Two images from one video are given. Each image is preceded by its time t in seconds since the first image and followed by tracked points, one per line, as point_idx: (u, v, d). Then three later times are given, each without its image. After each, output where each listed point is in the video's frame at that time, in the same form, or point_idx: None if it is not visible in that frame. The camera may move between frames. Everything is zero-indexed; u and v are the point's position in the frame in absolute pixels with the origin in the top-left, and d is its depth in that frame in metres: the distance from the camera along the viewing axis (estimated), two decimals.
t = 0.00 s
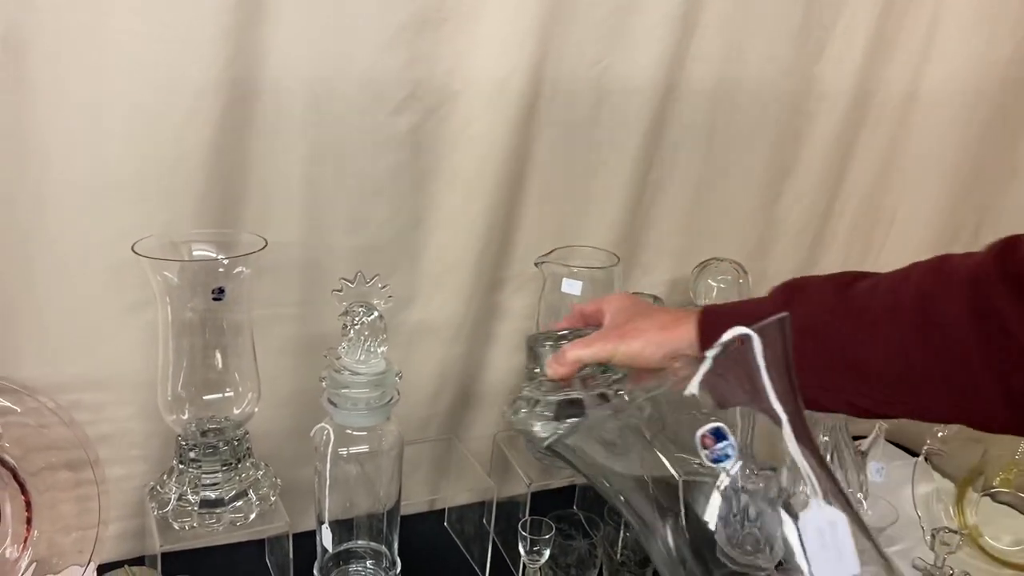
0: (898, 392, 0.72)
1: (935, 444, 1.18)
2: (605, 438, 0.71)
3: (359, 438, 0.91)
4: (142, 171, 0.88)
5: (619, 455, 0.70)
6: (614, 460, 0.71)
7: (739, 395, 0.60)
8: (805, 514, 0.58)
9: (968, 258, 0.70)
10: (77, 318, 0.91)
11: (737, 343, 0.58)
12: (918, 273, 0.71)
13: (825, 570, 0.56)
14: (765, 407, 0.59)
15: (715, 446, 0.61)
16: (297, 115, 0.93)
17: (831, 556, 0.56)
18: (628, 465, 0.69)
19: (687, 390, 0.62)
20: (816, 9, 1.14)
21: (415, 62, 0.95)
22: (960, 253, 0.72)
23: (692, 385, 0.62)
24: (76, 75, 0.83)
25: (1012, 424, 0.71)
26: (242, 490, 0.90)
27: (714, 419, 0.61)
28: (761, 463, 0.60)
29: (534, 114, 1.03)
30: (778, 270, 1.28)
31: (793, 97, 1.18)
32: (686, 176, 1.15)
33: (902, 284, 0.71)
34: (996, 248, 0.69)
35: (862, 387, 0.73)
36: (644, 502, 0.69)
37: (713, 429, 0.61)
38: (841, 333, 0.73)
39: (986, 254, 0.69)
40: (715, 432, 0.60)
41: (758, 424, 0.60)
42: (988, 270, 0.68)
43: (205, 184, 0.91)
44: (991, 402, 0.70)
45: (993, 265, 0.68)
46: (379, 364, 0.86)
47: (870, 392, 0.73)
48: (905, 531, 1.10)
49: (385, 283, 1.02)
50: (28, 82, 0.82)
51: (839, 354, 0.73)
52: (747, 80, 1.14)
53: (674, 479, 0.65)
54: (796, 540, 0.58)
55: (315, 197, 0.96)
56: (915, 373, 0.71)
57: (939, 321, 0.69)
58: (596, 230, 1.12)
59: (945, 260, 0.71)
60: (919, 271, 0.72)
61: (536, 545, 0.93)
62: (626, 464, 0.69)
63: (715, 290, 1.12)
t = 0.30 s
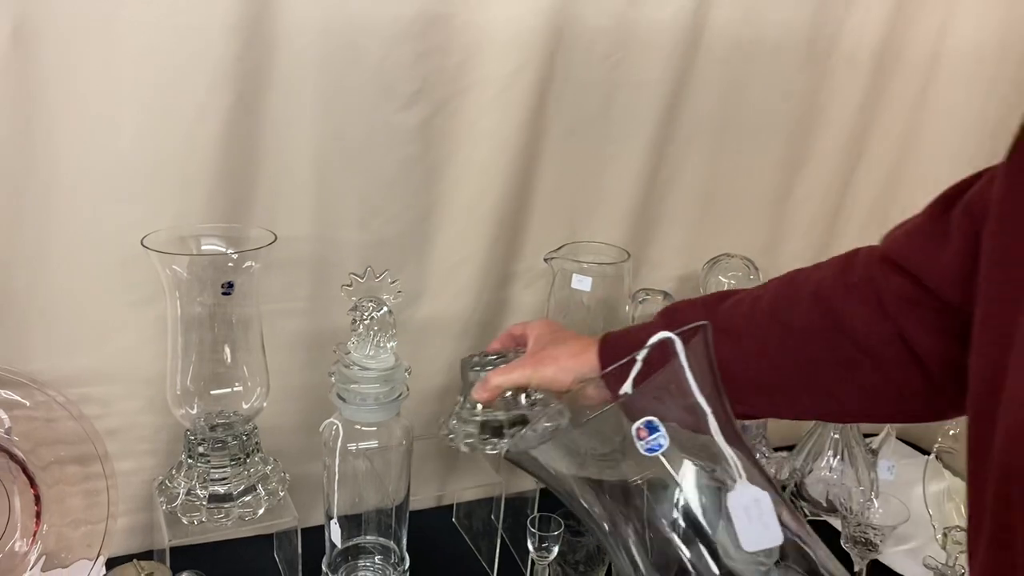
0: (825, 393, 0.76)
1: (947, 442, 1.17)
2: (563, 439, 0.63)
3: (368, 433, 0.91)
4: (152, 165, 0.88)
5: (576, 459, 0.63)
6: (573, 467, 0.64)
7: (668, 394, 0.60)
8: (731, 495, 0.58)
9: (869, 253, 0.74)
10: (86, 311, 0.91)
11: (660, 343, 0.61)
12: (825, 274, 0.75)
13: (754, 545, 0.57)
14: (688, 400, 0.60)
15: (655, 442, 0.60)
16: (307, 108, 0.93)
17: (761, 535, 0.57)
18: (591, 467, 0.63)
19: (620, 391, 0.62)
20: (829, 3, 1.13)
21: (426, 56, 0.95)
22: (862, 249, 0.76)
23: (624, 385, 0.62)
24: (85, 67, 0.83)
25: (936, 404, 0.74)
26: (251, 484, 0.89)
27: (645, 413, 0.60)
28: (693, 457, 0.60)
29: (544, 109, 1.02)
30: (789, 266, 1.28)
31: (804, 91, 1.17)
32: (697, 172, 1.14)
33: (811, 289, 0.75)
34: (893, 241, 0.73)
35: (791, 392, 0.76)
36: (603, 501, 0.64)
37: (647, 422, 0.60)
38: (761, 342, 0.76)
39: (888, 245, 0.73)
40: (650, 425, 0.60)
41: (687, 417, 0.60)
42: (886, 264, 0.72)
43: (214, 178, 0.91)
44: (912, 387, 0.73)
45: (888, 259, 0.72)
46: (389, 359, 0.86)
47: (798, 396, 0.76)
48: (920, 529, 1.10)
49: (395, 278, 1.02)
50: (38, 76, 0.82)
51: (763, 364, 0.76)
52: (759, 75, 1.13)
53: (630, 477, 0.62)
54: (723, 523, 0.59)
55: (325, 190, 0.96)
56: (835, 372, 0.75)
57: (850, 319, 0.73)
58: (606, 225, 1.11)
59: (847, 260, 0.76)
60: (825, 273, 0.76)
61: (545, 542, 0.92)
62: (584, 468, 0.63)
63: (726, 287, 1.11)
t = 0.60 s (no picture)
0: (757, 395, 0.81)
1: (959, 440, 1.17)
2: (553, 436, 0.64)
3: (377, 428, 0.91)
4: (161, 159, 0.88)
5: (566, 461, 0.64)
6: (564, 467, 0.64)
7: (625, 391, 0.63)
8: (684, 476, 0.61)
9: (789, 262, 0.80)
10: (96, 305, 0.91)
11: (616, 344, 0.64)
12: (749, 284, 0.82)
13: (706, 523, 0.59)
14: (643, 392, 0.62)
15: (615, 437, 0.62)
16: (316, 102, 0.92)
17: (712, 514, 0.59)
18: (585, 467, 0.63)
19: (584, 386, 0.64)
20: None
21: (436, 49, 0.94)
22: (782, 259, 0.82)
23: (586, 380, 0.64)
24: (95, 60, 0.83)
25: (860, 398, 0.80)
26: (260, 478, 0.88)
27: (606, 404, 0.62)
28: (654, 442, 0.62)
29: (554, 103, 1.02)
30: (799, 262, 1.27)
31: (816, 86, 1.16)
32: (706, 166, 1.14)
33: (736, 299, 0.82)
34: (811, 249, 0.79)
35: (726, 395, 0.82)
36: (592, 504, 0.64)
37: (607, 414, 0.62)
38: (698, 350, 0.82)
39: (807, 253, 0.79)
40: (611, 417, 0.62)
41: (642, 411, 0.62)
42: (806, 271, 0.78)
43: (223, 173, 0.91)
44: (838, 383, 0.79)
45: (808, 266, 0.78)
46: (398, 354, 0.86)
47: (732, 399, 0.82)
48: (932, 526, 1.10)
49: (404, 272, 1.02)
50: (49, 70, 0.82)
51: (698, 371, 0.82)
52: (770, 69, 1.12)
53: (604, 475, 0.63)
54: (677, 504, 0.61)
55: (335, 184, 0.96)
56: (764, 375, 0.80)
57: (775, 323, 0.79)
58: (615, 220, 1.11)
59: (768, 269, 0.82)
60: (749, 284, 0.82)
61: (554, 537, 0.92)
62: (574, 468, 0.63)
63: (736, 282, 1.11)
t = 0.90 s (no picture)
0: (744, 396, 0.81)
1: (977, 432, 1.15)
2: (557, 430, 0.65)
3: (390, 417, 0.91)
4: (174, 146, 0.88)
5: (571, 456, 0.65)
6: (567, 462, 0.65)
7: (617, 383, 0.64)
8: (675, 463, 0.62)
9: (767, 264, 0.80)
10: (110, 292, 0.91)
11: (608, 338, 0.64)
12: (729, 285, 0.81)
13: (698, 505, 0.61)
14: (637, 386, 0.64)
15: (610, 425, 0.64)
16: (330, 89, 0.92)
17: (706, 498, 0.61)
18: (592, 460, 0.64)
19: (578, 377, 0.65)
20: None
21: (451, 36, 0.94)
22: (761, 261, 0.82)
23: (580, 371, 0.65)
24: (109, 46, 0.83)
25: (844, 395, 0.80)
26: (274, 466, 0.88)
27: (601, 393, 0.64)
28: (645, 434, 0.63)
29: (570, 91, 1.01)
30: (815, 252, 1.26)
31: (833, 74, 1.15)
32: (722, 155, 1.13)
33: (718, 301, 0.81)
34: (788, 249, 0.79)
35: (711, 395, 0.82)
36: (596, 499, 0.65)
37: (602, 404, 0.64)
38: (683, 353, 0.82)
39: (785, 254, 0.79)
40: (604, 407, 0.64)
41: (637, 404, 0.63)
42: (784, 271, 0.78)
43: (237, 159, 0.90)
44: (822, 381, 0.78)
45: (786, 266, 0.78)
46: (411, 343, 0.85)
47: (718, 399, 0.82)
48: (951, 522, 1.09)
49: (418, 260, 1.01)
50: (62, 55, 0.81)
51: (682, 373, 0.82)
52: (788, 57, 1.11)
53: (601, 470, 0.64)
54: (670, 491, 0.62)
55: (348, 172, 0.95)
56: (748, 375, 0.80)
57: (756, 323, 0.79)
58: (630, 209, 1.10)
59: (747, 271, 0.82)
60: (730, 285, 0.82)
61: (567, 527, 0.92)
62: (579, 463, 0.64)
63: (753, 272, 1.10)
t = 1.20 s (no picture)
0: (769, 398, 0.79)
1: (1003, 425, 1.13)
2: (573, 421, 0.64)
3: (410, 407, 0.90)
4: (192, 131, 0.87)
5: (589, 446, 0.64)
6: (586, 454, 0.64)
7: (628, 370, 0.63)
8: (686, 450, 0.60)
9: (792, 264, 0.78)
10: (127, 280, 0.90)
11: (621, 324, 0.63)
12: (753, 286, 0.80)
13: (711, 491, 0.59)
14: (650, 371, 0.62)
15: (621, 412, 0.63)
16: (349, 75, 0.90)
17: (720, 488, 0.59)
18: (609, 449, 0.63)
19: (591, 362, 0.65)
20: None
21: (471, 20, 0.92)
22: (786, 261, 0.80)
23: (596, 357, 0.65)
24: (125, 30, 0.81)
25: (873, 396, 0.77)
26: (291, 457, 0.87)
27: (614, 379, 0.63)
28: (656, 423, 0.62)
29: (591, 77, 1.00)
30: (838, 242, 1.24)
31: (858, 61, 1.13)
32: (745, 143, 1.11)
33: (743, 302, 0.79)
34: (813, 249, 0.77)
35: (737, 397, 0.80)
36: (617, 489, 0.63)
37: (614, 390, 0.63)
38: (710, 354, 0.80)
39: (810, 253, 0.77)
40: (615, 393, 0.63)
41: (651, 388, 0.62)
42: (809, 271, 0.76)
43: (255, 145, 0.89)
44: (850, 382, 0.76)
45: (811, 265, 0.76)
46: (431, 332, 0.84)
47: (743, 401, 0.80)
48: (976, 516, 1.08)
49: (438, 249, 1.00)
50: (78, 38, 0.80)
51: (707, 375, 0.80)
52: (812, 43, 1.09)
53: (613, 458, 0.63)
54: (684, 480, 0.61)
55: (368, 159, 0.94)
56: (773, 377, 0.78)
57: (781, 324, 0.77)
58: (651, 198, 1.09)
59: (772, 272, 0.80)
60: (755, 285, 0.80)
61: (588, 520, 0.91)
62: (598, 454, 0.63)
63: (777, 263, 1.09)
